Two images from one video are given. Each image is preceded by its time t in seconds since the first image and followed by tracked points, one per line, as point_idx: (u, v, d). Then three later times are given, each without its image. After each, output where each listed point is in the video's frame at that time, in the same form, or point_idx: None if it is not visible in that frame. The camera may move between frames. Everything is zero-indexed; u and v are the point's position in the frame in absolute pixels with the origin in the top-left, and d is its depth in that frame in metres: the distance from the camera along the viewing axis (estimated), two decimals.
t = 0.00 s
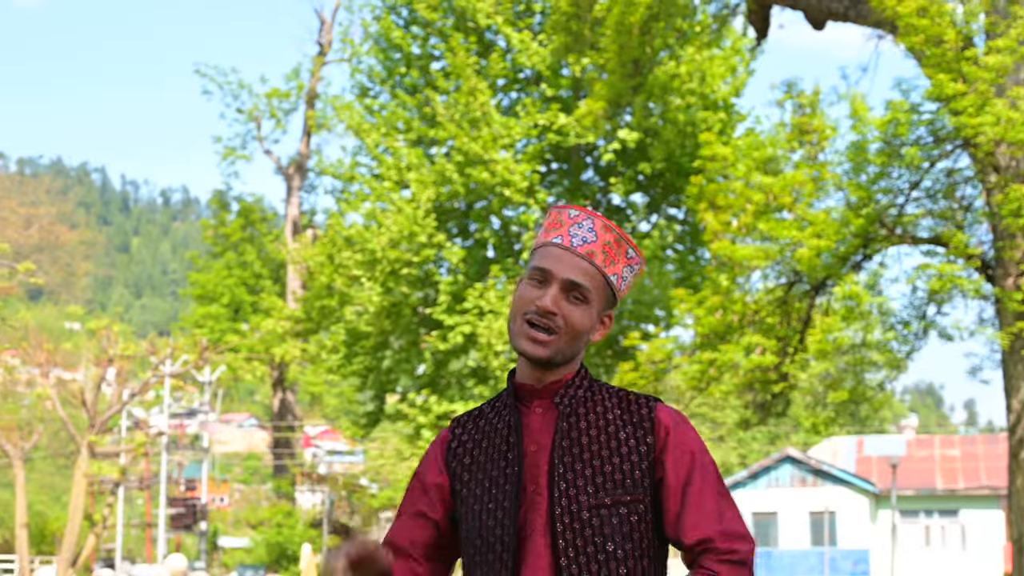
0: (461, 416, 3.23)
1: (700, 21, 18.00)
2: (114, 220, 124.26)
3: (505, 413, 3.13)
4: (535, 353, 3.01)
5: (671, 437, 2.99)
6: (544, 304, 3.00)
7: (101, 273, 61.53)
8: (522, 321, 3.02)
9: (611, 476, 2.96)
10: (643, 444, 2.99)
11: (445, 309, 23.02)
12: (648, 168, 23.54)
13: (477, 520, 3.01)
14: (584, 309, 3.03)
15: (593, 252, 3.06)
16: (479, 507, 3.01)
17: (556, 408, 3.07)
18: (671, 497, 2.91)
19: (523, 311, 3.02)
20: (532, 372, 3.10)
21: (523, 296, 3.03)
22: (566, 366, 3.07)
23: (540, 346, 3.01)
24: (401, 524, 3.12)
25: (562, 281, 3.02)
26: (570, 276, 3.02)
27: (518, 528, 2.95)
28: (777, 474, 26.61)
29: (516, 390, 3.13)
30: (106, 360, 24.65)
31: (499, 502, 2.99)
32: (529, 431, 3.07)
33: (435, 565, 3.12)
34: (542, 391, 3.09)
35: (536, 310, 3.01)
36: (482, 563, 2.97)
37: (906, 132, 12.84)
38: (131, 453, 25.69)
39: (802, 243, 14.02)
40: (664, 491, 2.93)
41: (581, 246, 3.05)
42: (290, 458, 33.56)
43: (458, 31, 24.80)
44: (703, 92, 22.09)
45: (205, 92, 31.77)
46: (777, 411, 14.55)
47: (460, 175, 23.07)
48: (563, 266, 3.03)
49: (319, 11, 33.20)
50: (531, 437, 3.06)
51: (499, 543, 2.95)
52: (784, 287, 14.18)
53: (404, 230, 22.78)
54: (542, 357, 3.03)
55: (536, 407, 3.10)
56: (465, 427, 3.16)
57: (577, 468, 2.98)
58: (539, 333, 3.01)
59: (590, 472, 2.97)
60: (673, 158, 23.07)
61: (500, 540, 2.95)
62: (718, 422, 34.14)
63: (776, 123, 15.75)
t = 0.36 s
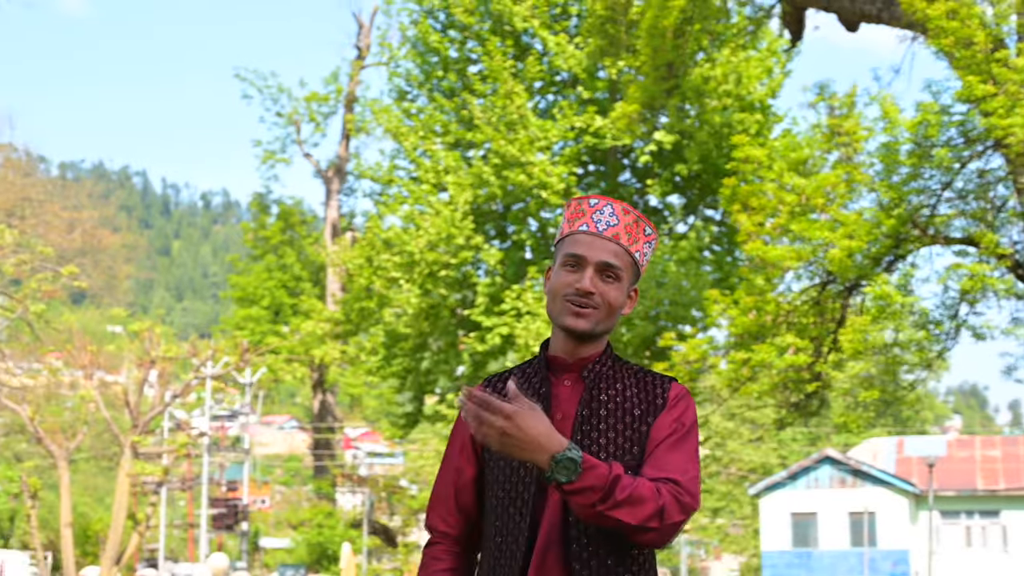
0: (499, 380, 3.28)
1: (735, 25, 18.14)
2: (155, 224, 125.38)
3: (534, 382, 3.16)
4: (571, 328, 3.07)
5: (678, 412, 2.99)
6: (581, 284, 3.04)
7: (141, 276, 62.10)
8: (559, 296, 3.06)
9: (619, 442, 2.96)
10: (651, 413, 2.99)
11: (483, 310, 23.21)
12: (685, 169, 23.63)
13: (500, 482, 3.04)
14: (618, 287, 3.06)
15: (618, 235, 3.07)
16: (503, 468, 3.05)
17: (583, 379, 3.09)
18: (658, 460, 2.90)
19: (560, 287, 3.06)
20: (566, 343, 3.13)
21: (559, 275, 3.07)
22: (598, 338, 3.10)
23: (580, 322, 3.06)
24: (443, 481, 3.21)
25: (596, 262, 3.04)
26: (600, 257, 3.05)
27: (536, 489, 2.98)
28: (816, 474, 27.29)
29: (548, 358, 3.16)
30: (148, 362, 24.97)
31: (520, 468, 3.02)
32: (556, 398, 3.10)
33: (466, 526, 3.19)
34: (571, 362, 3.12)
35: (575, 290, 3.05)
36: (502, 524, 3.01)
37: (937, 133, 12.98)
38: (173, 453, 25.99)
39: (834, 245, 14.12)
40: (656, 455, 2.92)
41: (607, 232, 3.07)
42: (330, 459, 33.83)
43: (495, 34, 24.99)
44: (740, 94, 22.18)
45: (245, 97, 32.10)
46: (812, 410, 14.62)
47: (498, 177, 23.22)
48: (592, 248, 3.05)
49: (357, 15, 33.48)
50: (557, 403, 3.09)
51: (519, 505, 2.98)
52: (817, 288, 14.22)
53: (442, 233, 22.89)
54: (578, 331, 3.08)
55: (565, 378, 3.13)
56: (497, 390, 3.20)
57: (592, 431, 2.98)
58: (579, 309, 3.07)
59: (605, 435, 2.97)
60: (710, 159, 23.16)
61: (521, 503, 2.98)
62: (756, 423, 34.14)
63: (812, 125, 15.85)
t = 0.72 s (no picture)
0: (500, 374, 3.39)
1: (777, 28, 18.21)
2: (204, 227, 126.51)
3: (532, 382, 3.29)
4: (568, 333, 3.18)
5: (662, 423, 3.14)
6: (579, 294, 3.15)
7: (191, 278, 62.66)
8: (557, 304, 3.17)
9: (608, 445, 3.11)
10: (637, 421, 3.14)
11: (528, 313, 23.40)
12: (729, 171, 23.65)
13: (499, 478, 3.20)
14: (612, 295, 3.17)
15: (612, 246, 3.16)
16: (501, 466, 3.20)
17: (578, 385, 3.22)
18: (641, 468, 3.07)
19: (558, 294, 3.16)
20: (562, 347, 3.25)
21: (557, 284, 3.17)
22: (591, 344, 3.21)
23: (576, 326, 3.17)
24: (448, 471, 3.35)
25: (591, 273, 3.14)
26: (597, 268, 3.15)
27: (531, 487, 3.14)
28: (862, 476, 26.47)
29: (544, 360, 3.29)
30: (196, 364, 25.33)
31: (519, 464, 3.17)
32: (553, 400, 3.24)
33: (469, 512, 3.35)
34: (567, 366, 3.25)
35: (573, 299, 3.16)
36: (500, 520, 3.17)
37: (975, 136, 13.22)
38: (221, 454, 26.35)
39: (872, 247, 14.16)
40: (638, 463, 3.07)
41: (600, 243, 3.16)
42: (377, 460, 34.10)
43: (540, 39, 25.16)
44: (784, 96, 22.19)
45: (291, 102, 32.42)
46: (852, 411, 14.92)
47: (542, 180, 23.34)
48: (589, 260, 3.15)
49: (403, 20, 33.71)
50: (553, 405, 3.23)
51: (515, 501, 3.14)
52: (859, 290, 14.38)
53: (487, 235, 23.16)
54: (575, 337, 3.19)
55: (562, 381, 3.26)
56: (498, 387, 3.33)
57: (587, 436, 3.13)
58: (575, 316, 3.17)
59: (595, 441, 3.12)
60: (753, 162, 23.20)
61: (516, 500, 3.14)
62: (802, 424, 34.08)
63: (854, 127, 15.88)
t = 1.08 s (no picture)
0: (530, 368, 3.49)
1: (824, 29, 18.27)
2: (257, 231, 127.60)
3: (562, 374, 3.40)
4: (601, 331, 3.32)
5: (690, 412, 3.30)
6: (614, 294, 3.29)
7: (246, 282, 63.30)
8: (594, 304, 3.31)
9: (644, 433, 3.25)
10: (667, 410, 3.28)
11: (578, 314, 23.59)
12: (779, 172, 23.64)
13: (535, 464, 3.30)
14: (643, 297, 3.32)
15: (646, 252, 3.32)
16: (538, 452, 3.30)
17: (611, 378, 3.35)
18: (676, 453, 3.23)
19: (596, 295, 3.31)
20: (593, 343, 3.38)
21: (592, 284, 3.32)
22: (620, 340, 3.34)
23: (610, 327, 3.32)
24: (479, 458, 3.42)
25: (626, 275, 3.29)
26: (632, 271, 3.30)
27: (568, 470, 3.25)
28: (916, 476, 25.65)
29: (574, 354, 3.41)
30: (250, 365, 25.67)
31: (556, 450, 3.28)
32: (586, 391, 3.35)
33: (501, 498, 3.42)
34: (600, 361, 3.38)
35: (607, 299, 3.31)
36: (536, 504, 3.27)
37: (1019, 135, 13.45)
38: (275, 455, 26.67)
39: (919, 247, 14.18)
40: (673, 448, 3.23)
41: (636, 249, 3.31)
42: (430, 461, 34.33)
43: (589, 41, 25.29)
44: (833, 96, 22.18)
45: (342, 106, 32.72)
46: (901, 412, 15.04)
47: (591, 181, 23.47)
48: (625, 263, 3.30)
49: (453, 23, 33.98)
50: (585, 394, 3.35)
51: (552, 484, 3.26)
52: (906, 289, 14.40)
53: (537, 237, 23.39)
54: (606, 335, 3.33)
55: (592, 375, 3.38)
56: (534, 379, 3.42)
57: (622, 423, 3.28)
58: (609, 315, 3.32)
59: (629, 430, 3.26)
60: (803, 162, 23.19)
61: (553, 483, 3.25)
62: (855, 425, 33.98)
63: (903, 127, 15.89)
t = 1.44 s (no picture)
0: (569, 356, 3.31)
1: (884, 29, 18.26)
2: (321, 233, 128.70)
3: (607, 358, 3.24)
4: (642, 322, 3.15)
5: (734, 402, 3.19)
6: (654, 286, 3.13)
7: (314, 283, 64.02)
8: (635, 296, 3.14)
9: (693, 421, 3.12)
10: (711, 392, 3.18)
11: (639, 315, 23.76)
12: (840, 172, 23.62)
13: (582, 446, 3.13)
14: (682, 290, 3.16)
15: (684, 249, 3.15)
16: (586, 436, 3.13)
17: (655, 365, 3.20)
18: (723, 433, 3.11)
19: (637, 287, 3.14)
20: (634, 331, 3.21)
21: (632, 277, 3.16)
22: (664, 330, 3.19)
23: (651, 318, 3.15)
24: (523, 442, 3.22)
25: (665, 270, 3.13)
26: (672, 264, 3.13)
27: (618, 452, 3.10)
28: (982, 476, 26.11)
29: (616, 342, 3.23)
30: (314, 366, 26.02)
31: (606, 433, 3.12)
32: (631, 374, 3.19)
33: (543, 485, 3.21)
34: (642, 351, 3.21)
35: (646, 291, 3.14)
36: (583, 486, 3.10)
37: None
38: (340, 454, 26.99)
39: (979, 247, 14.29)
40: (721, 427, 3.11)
41: (675, 245, 3.15)
42: (493, 461, 34.55)
43: (649, 42, 25.39)
44: (895, 96, 22.13)
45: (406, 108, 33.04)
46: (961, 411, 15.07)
47: (652, 182, 23.56)
48: (665, 257, 3.14)
49: (515, 27, 34.21)
50: (631, 378, 3.19)
51: (602, 470, 3.09)
52: (965, 288, 14.55)
53: (598, 238, 23.60)
54: (646, 326, 3.16)
55: (635, 362, 3.22)
56: (575, 366, 3.24)
57: (672, 406, 3.14)
58: (648, 306, 3.15)
59: (678, 413, 3.13)
60: (864, 162, 23.15)
61: (602, 466, 3.10)
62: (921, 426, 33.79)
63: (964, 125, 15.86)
